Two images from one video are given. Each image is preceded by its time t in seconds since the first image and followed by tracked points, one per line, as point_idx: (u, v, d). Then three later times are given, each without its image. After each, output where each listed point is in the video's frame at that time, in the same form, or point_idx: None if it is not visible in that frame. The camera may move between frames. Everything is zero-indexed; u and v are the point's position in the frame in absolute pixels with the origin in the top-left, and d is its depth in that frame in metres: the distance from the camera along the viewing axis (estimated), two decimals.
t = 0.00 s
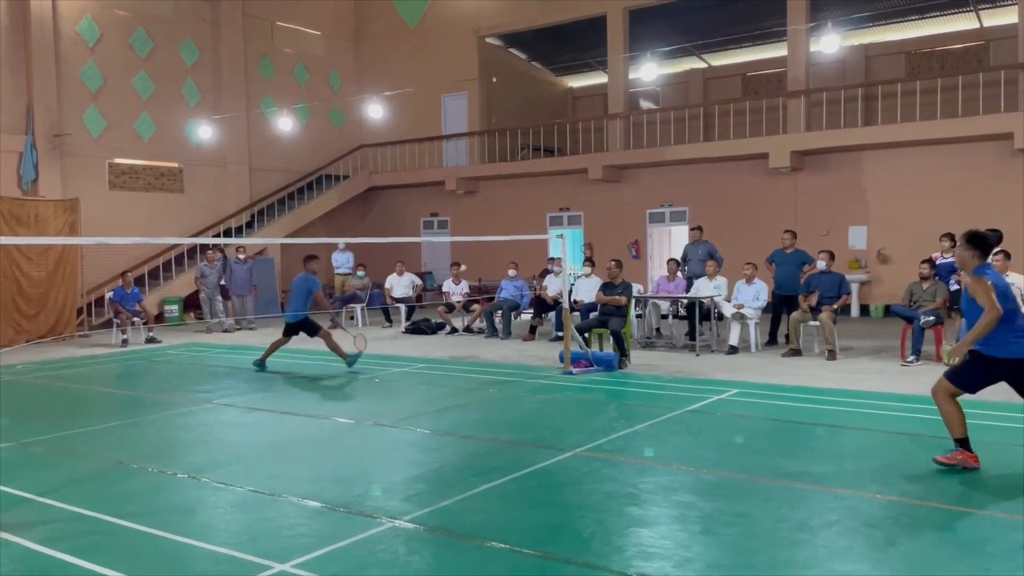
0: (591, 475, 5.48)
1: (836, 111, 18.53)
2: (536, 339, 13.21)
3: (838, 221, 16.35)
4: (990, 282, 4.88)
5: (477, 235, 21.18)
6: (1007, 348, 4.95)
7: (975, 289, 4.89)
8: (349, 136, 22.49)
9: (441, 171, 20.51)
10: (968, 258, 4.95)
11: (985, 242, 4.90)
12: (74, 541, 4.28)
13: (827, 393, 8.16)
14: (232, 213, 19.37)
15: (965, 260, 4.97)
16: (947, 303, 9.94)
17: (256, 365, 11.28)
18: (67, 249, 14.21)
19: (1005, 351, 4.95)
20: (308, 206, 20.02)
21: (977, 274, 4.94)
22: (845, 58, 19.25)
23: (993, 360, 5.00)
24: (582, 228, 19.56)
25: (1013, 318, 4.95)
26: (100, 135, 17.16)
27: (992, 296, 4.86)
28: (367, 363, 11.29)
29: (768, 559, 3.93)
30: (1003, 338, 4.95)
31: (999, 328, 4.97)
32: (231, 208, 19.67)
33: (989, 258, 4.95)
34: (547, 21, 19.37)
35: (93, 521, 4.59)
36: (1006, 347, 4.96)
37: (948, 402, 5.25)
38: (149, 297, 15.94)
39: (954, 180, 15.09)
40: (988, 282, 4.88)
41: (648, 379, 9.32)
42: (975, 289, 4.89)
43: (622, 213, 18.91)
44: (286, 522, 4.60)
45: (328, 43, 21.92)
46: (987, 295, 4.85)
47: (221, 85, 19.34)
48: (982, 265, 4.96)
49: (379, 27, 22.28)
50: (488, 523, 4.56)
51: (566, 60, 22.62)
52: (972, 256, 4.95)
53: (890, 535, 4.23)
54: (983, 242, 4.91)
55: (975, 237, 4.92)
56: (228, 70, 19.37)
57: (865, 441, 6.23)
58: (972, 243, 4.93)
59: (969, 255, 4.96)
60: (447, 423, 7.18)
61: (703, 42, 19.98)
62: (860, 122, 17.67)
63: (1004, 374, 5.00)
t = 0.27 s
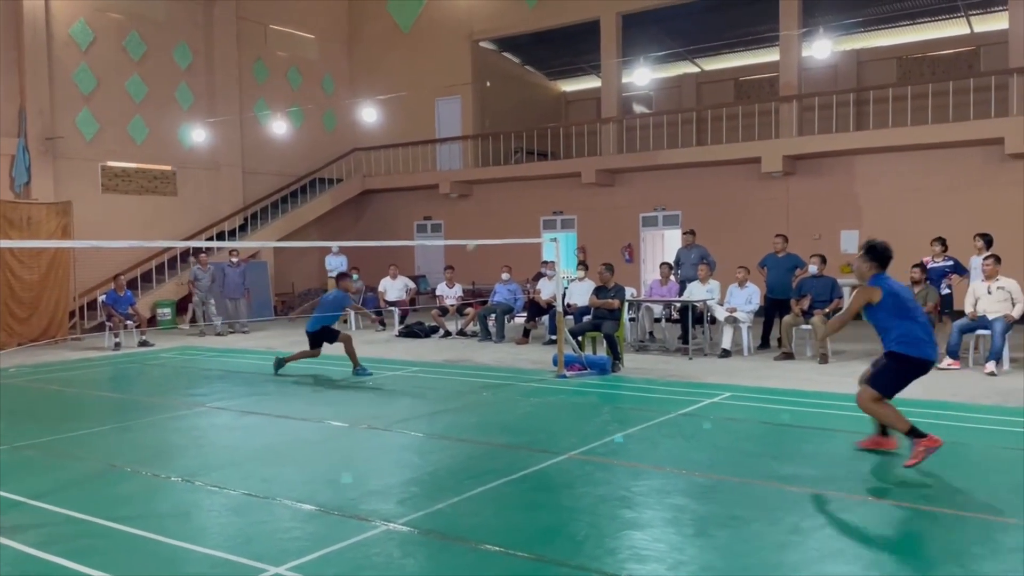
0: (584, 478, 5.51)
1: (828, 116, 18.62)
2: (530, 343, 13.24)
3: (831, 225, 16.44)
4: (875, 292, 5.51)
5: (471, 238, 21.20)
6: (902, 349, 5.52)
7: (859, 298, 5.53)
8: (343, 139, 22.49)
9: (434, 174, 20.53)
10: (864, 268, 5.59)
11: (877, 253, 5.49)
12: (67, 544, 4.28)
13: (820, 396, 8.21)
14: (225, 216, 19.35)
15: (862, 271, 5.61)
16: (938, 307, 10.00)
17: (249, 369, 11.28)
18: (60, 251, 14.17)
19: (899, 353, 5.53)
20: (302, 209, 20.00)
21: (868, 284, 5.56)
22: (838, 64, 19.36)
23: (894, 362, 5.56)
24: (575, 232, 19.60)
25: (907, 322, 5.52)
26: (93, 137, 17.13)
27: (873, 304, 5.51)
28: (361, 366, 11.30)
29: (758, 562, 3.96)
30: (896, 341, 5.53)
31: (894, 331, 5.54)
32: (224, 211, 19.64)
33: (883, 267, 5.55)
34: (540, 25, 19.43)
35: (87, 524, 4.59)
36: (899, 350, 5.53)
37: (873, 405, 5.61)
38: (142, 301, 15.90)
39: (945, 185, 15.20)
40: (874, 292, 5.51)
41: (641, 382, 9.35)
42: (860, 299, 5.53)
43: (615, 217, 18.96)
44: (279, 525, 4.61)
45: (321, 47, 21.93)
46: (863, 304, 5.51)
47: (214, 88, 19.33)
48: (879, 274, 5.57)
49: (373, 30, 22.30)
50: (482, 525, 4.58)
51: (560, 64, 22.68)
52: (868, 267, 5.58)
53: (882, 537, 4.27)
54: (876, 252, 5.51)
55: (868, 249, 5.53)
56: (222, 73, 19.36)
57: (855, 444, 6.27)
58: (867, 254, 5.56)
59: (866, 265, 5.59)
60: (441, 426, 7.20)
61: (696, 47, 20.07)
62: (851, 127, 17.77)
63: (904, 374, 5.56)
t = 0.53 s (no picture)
0: (580, 481, 5.52)
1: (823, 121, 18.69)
2: (526, 347, 13.26)
3: (826, 229, 16.49)
4: (808, 324, 5.25)
5: (467, 242, 21.23)
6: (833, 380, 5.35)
7: (793, 333, 5.23)
8: (339, 143, 22.51)
9: (430, 179, 20.56)
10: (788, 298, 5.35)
11: (804, 284, 5.24)
12: (63, 548, 4.28)
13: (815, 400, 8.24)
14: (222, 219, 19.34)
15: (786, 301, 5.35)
16: (933, 311, 10.00)
17: (245, 373, 11.27)
18: (55, 255, 14.16)
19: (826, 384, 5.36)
20: (298, 213, 20.01)
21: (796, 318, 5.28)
22: (832, 69, 19.45)
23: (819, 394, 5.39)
24: (571, 236, 19.64)
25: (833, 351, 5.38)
26: (89, 141, 17.12)
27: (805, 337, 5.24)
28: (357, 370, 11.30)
29: (754, 565, 3.97)
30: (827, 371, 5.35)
31: (823, 361, 5.36)
32: (220, 215, 19.63)
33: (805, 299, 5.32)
34: (537, 30, 19.49)
35: (84, 529, 4.59)
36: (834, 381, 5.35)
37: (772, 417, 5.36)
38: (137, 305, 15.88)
39: (940, 190, 15.27)
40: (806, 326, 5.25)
41: (637, 386, 9.37)
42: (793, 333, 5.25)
43: (611, 222, 19.00)
44: (275, 529, 4.61)
45: (318, 51, 21.96)
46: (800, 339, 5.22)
47: (211, 92, 19.34)
48: (803, 305, 5.33)
49: (369, 35, 22.34)
50: (479, 529, 4.59)
51: (556, 69, 22.74)
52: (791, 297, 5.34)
53: (878, 540, 4.28)
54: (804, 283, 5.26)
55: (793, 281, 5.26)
56: (218, 77, 19.37)
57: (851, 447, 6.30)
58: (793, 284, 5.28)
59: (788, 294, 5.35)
60: (437, 430, 7.21)
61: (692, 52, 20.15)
62: (846, 131, 17.85)
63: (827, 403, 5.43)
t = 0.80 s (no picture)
0: (579, 486, 5.52)
1: (822, 126, 18.73)
2: (525, 351, 13.26)
3: (824, 234, 16.52)
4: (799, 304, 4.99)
5: (466, 246, 21.23)
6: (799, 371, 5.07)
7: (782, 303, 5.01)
8: (338, 148, 22.53)
9: (429, 183, 20.57)
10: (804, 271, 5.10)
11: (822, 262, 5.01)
12: (62, 553, 4.27)
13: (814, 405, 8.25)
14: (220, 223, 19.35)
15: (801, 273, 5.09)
16: (931, 316, 10.05)
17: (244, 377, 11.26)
18: (54, 259, 14.15)
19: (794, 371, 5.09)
20: (297, 217, 20.02)
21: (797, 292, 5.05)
22: (831, 74, 19.51)
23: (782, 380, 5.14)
24: (570, 240, 19.65)
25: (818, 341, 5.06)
26: (88, 145, 17.14)
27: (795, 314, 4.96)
28: (356, 374, 11.30)
29: (752, 570, 3.98)
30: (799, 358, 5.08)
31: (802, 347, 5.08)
32: (219, 219, 19.64)
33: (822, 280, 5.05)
34: (536, 35, 19.53)
35: (83, 533, 4.59)
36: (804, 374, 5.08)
37: (749, 417, 5.37)
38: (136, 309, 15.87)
39: (938, 195, 15.30)
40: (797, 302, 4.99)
41: (636, 391, 9.37)
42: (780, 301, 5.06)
43: (610, 226, 19.02)
44: (274, 534, 4.61)
45: (317, 56, 22.00)
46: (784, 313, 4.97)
47: (210, 97, 19.36)
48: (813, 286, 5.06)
49: (369, 39, 22.38)
50: (478, 533, 4.59)
51: (554, 74, 22.78)
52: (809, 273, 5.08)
53: (877, 545, 4.29)
54: (824, 262, 5.03)
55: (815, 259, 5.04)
56: (217, 82, 19.40)
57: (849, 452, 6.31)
58: (813, 260, 5.05)
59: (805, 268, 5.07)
60: (436, 435, 7.21)
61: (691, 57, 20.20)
62: (844, 136, 17.89)
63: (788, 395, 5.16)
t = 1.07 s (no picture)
0: (572, 491, 5.55)
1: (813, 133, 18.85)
2: (518, 357, 13.29)
3: (815, 240, 16.61)
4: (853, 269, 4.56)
5: (459, 252, 21.25)
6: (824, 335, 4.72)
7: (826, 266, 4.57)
8: (331, 154, 22.54)
9: (422, 189, 20.59)
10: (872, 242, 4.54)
11: (893, 238, 4.43)
12: (54, 560, 4.27)
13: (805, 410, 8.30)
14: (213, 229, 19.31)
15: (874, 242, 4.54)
16: (921, 321, 10.13)
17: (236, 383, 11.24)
18: (45, 266, 14.10)
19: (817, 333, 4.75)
20: (290, 224, 20.01)
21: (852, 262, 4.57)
22: (822, 81, 19.63)
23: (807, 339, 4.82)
24: (563, 246, 19.70)
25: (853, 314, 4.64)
26: (79, 151, 17.09)
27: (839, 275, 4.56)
28: (349, 380, 11.30)
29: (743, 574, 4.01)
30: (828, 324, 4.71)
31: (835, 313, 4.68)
32: (211, 225, 19.61)
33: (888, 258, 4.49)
34: (528, 42, 19.60)
35: (76, 540, 4.59)
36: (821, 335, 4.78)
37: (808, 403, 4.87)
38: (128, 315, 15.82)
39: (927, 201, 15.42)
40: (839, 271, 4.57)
41: (629, 396, 9.40)
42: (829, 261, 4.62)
43: (603, 232, 19.07)
44: (267, 540, 4.61)
45: (310, 62, 22.02)
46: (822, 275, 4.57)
47: (202, 103, 19.34)
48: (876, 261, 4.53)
49: (362, 46, 22.41)
50: (471, 539, 4.61)
51: (547, 80, 22.86)
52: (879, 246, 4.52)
53: (867, 550, 4.33)
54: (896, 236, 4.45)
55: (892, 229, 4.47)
56: (209, 88, 19.39)
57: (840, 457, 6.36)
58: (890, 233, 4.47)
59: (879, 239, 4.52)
60: (430, 441, 7.22)
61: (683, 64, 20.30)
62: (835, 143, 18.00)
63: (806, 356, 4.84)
